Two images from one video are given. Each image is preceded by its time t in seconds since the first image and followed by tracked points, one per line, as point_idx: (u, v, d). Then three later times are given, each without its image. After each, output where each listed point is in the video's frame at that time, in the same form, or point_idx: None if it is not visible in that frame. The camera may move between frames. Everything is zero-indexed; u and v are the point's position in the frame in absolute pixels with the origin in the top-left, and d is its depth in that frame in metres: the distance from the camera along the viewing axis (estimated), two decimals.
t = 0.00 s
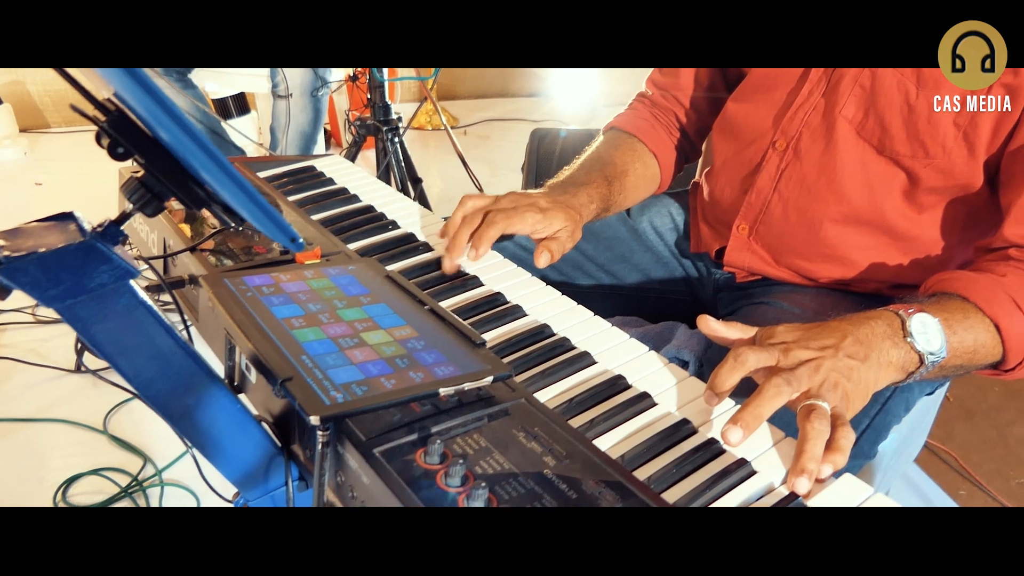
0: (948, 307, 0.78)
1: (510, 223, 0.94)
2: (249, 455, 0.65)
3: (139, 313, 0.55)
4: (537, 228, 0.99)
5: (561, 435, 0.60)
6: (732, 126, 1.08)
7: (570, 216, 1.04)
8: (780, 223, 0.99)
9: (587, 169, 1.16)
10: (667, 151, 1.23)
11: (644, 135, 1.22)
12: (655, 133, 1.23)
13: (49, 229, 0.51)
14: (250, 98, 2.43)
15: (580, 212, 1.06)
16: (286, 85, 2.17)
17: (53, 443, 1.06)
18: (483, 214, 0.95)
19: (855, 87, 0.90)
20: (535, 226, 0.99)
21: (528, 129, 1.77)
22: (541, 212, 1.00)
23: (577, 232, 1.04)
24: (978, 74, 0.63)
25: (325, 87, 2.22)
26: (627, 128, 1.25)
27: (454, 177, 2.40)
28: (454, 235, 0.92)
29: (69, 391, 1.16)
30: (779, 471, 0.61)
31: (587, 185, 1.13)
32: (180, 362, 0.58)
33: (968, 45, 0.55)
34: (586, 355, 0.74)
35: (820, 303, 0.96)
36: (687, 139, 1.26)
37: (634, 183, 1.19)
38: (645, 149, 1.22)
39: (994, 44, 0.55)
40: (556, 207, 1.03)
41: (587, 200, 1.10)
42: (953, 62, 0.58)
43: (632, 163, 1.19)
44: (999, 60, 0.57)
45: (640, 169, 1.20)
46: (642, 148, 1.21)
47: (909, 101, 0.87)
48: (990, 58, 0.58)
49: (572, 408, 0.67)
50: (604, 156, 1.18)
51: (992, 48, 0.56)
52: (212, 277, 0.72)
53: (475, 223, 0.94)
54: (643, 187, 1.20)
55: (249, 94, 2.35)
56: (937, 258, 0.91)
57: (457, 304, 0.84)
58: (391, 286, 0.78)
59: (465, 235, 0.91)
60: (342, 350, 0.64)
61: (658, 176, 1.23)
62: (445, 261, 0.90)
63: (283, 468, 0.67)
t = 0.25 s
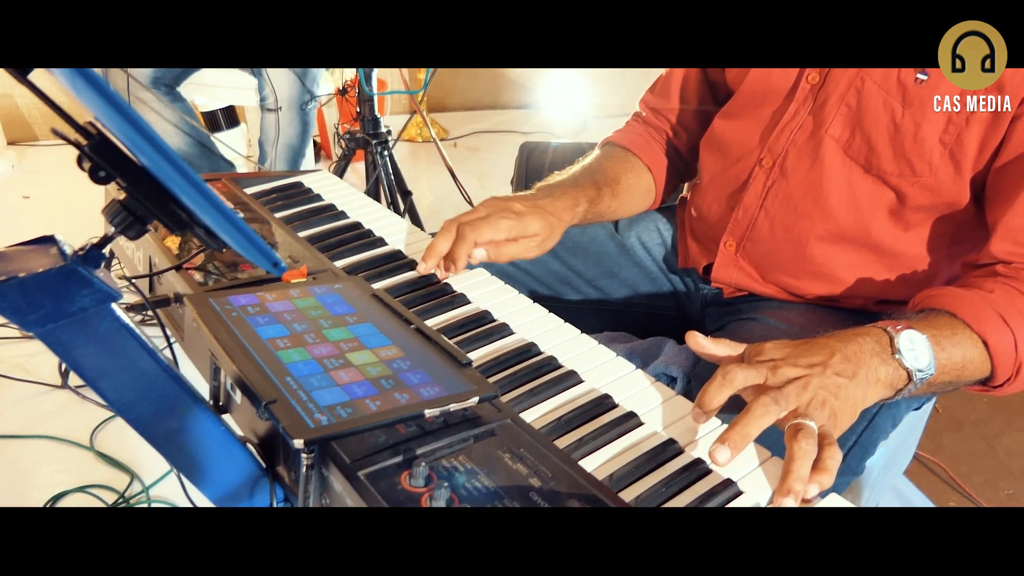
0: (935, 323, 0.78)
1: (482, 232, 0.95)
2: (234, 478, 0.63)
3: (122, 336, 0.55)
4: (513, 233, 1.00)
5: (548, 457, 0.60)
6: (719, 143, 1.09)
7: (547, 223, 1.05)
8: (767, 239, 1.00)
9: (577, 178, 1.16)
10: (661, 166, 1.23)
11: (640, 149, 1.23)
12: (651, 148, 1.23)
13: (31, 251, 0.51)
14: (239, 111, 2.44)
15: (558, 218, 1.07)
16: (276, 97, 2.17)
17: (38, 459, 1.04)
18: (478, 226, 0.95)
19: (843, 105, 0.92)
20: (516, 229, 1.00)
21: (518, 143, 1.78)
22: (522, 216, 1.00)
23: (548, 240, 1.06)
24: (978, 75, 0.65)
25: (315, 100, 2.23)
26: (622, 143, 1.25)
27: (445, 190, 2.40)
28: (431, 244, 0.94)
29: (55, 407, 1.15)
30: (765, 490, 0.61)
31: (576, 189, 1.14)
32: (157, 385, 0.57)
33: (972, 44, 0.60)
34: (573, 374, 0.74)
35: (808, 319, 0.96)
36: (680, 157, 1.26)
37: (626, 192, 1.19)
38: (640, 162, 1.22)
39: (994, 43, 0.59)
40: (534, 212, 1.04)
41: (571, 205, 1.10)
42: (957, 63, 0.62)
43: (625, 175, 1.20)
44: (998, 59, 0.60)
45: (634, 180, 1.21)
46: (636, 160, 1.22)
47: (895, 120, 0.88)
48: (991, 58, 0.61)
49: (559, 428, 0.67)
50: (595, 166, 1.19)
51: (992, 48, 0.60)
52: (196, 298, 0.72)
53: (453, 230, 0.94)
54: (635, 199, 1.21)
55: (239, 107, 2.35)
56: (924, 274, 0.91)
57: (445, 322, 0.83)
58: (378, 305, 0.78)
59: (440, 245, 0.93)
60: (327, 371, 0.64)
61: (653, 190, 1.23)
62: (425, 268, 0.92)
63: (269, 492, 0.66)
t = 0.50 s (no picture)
0: (921, 340, 0.78)
1: (480, 258, 0.96)
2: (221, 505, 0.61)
3: (106, 362, 0.55)
4: (501, 254, 1.01)
5: (535, 480, 0.60)
6: (706, 159, 1.09)
7: (530, 243, 1.06)
8: (754, 257, 1.00)
9: (555, 197, 1.17)
10: (643, 182, 1.24)
11: (621, 164, 1.23)
12: (633, 163, 1.24)
13: (16, 278, 0.52)
14: (230, 125, 2.44)
15: (540, 238, 1.09)
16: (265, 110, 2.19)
17: (25, 479, 1.03)
18: (451, 237, 0.96)
19: (827, 123, 0.92)
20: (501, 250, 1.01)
21: (508, 157, 1.78)
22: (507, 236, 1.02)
23: (530, 260, 1.07)
24: (977, 75, 0.67)
25: (306, 114, 2.23)
26: (605, 158, 1.25)
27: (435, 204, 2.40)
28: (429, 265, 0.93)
29: (42, 426, 1.14)
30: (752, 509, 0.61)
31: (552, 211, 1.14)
32: (137, 413, 0.56)
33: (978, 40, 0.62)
34: (560, 395, 0.74)
35: (795, 336, 0.97)
36: (665, 172, 1.26)
37: (604, 211, 1.20)
38: (622, 179, 1.23)
39: (995, 43, 0.61)
40: (519, 232, 1.06)
41: (551, 227, 1.11)
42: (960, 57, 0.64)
43: (605, 193, 1.21)
44: (999, 59, 0.62)
45: (613, 198, 1.21)
46: (617, 176, 1.23)
47: (877, 139, 0.88)
48: (991, 57, 0.63)
49: (546, 449, 0.66)
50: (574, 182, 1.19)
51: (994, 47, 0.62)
52: (181, 321, 0.72)
53: (448, 251, 0.94)
54: (614, 215, 1.21)
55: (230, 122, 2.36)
56: (910, 290, 0.91)
57: (432, 342, 0.83)
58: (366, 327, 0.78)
59: (438, 266, 0.92)
60: (313, 395, 0.63)
61: (633, 206, 1.24)
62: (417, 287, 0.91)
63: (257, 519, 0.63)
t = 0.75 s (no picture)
0: (898, 363, 0.78)
1: (466, 287, 0.96)
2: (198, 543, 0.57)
3: (77, 394, 0.55)
4: (490, 284, 1.01)
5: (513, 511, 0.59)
6: (685, 183, 1.09)
7: (521, 272, 1.06)
8: (733, 279, 1.00)
9: (542, 223, 1.17)
10: (626, 207, 1.23)
11: (604, 192, 1.23)
12: (614, 188, 1.23)
13: None
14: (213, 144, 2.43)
15: (530, 266, 1.08)
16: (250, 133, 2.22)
17: None
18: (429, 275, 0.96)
19: (803, 147, 0.94)
20: (490, 283, 1.02)
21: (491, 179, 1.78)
22: (495, 267, 1.03)
23: (523, 290, 1.06)
24: (979, 75, 0.78)
25: (289, 133, 2.24)
26: (586, 183, 1.25)
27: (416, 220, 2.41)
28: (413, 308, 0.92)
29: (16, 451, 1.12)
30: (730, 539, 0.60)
31: (539, 238, 1.14)
32: (109, 445, 0.55)
33: (968, 43, 0.71)
34: (540, 421, 0.74)
35: (775, 358, 0.97)
36: (647, 197, 1.26)
37: (590, 236, 1.19)
38: (604, 205, 1.22)
39: (995, 44, 0.72)
40: (508, 262, 1.06)
41: (540, 253, 1.11)
42: (954, 60, 0.75)
43: (589, 218, 1.20)
44: (998, 58, 0.73)
45: (598, 225, 1.20)
46: (600, 203, 1.22)
47: (853, 162, 0.91)
48: (990, 58, 0.74)
49: (526, 477, 0.66)
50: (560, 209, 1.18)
51: (992, 48, 0.72)
52: (156, 349, 0.72)
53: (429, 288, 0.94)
54: (599, 241, 1.20)
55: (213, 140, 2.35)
56: (887, 312, 0.92)
57: (411, 368, 0.83)
58: (344, 353, 0.77)
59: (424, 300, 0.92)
60: (288, 424, 0.63)
61: (618, 233, 1.23)
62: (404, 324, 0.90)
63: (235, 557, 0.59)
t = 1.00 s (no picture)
0: (872, 380, 0.79)
1: (445, 304, 0.97)
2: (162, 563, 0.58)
3: (50, 420, 0.60)
4: (473, 303, 1.02)
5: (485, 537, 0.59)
6: (662, 200, 1.10)
7: (503, 291, 1.06)
8: (711, 295, 1.01)
9: (524, 242, 1.17)
10: (606, 223, 1.24)
11: (584, 209, 1.23)
12: (595, 206, 1.23)
13: None
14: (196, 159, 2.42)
15: (512, 285, 1.09)
16: (231, 147, 2.22)
17: None
18: (415, 285, 0.98)
19: (777, 164, 0.95)
20: (471, 301, 1.02)
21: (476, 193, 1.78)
22: (476, 287, 1.03)
23: (508, 308, 1.06)
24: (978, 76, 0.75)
25: (271, 148, 2.25)
26: (567, 201, 1.25)
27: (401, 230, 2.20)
28: (389, 314, 0.93)
29: None
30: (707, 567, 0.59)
31: (522, 257, 1.15)
32: (84, 470, 0.59)
33: (968, 44, 0.69)
34: (518, 441, 0.73)
35: (753, 374, 0.97)
36: (627, 212, 1.26)
37: (571, 252, 1.20)
38: (585, 223, 1.23)
39: (994, 43, 0.69)
40: (490, 280, 1.06)
41: (522, 272, 1.12)
42: (953, 62, 0.73)
43: (569, 235, 1.20)
44: (997, 59, 0.71)
45: (579, 241, 1.21)
46: (581, 220, 1.22)
47: (826, 179, 0.91)
48: (990, 58, 0.71)
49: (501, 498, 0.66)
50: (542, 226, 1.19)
51: (992, 48, 0.70)
52: (133, 374, 0.71)
53: (411, 300, 0.96)
54: (581, 257, 1.21)
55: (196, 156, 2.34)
56: (863, 328, 0.93)
57: (386, 390, 0.82)
58: (322, 374, 0.77)
59: (398, 313, 0.93)
60: (265, 448, 0.63)
61: (598, 248, 1.24)
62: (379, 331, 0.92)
63: None
